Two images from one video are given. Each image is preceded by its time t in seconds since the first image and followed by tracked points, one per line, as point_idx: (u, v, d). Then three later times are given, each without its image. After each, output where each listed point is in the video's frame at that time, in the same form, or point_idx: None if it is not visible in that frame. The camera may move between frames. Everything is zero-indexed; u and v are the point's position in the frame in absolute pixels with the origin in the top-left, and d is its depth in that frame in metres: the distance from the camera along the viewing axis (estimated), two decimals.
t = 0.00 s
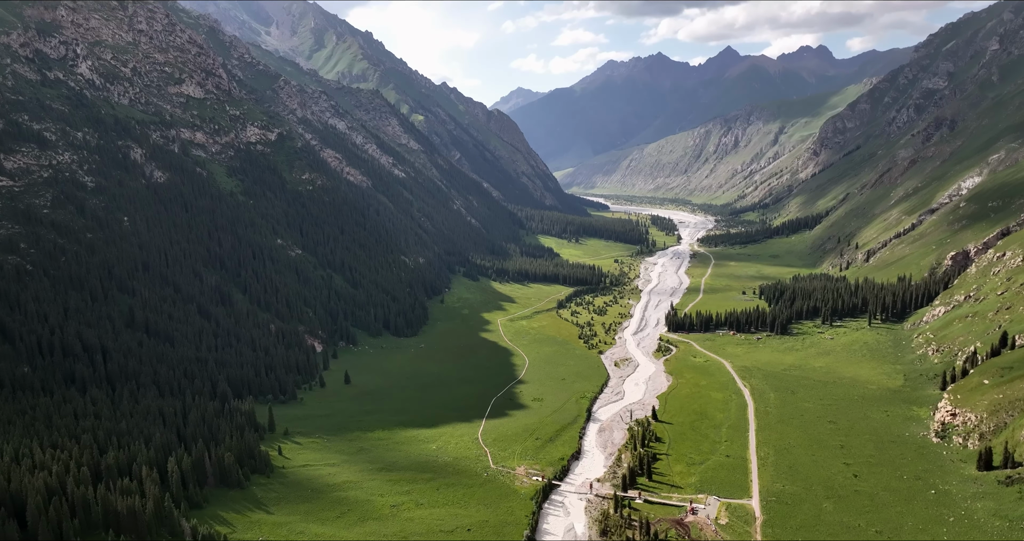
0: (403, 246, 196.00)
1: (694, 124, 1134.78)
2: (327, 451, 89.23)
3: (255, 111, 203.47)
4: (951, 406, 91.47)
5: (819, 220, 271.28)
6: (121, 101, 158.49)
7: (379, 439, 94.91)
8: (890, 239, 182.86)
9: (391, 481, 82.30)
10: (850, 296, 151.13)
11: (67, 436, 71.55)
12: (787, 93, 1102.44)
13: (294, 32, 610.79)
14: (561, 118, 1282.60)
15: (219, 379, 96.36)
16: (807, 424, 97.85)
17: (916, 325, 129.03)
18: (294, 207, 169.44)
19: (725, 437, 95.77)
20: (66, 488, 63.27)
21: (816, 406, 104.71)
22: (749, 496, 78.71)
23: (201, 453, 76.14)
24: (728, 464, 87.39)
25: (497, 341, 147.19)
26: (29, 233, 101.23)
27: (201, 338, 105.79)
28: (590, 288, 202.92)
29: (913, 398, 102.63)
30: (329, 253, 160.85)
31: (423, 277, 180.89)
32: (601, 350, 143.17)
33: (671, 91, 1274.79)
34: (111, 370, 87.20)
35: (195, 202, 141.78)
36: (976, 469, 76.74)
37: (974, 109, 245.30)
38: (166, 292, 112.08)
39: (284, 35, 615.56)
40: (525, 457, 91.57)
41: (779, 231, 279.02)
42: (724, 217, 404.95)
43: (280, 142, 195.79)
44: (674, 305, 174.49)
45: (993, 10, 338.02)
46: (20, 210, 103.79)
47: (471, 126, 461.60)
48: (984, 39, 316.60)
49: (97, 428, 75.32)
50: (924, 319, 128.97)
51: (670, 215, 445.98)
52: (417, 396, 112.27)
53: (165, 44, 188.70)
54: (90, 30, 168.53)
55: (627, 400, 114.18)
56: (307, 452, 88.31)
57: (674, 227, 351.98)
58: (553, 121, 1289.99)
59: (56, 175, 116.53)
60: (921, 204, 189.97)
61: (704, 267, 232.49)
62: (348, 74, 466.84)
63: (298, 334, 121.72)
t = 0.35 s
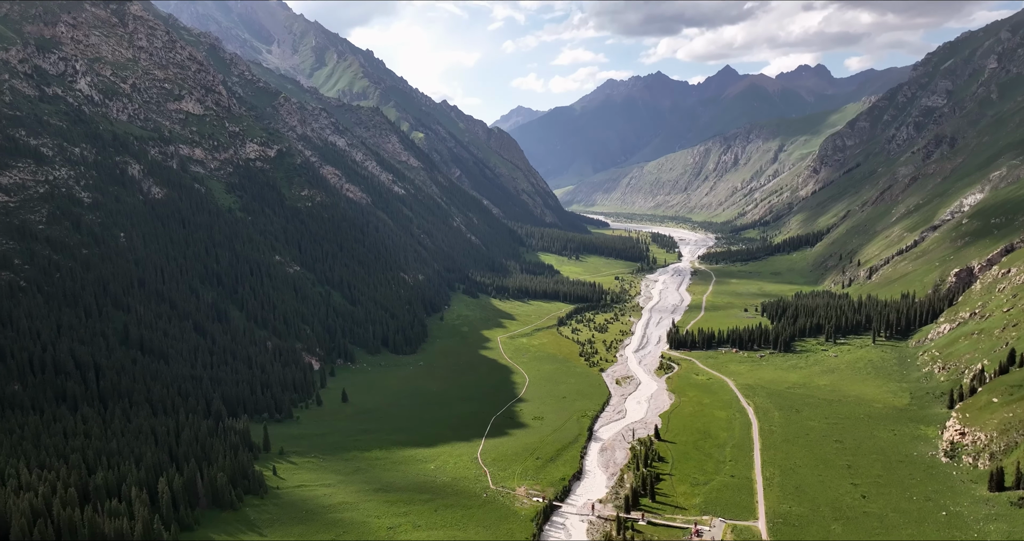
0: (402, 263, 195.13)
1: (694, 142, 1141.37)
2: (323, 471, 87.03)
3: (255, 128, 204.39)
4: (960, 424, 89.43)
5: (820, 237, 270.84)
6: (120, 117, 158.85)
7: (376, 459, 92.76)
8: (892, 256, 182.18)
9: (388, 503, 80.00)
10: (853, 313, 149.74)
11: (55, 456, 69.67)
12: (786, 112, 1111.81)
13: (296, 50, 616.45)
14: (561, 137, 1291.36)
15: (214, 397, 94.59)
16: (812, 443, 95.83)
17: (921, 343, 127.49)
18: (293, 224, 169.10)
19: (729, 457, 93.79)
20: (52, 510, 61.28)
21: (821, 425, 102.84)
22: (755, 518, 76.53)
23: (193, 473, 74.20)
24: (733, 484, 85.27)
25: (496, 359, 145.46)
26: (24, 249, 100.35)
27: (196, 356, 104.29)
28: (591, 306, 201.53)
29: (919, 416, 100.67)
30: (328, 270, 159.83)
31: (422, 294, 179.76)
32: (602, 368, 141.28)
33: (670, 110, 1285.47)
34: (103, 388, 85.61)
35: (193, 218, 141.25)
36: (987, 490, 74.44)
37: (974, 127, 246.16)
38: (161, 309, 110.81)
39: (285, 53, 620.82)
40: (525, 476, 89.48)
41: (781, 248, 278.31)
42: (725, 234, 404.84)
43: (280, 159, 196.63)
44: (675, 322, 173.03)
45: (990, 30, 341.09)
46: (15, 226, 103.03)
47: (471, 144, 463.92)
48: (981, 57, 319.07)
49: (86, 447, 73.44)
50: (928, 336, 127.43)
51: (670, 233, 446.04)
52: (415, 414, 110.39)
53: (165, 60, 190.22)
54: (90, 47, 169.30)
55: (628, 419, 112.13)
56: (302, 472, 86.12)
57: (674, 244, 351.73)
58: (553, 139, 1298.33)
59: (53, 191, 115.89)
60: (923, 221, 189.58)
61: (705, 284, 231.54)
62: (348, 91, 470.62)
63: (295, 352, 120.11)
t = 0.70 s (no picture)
0: (401, 282, 194.17)
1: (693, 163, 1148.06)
2: (318, 493, 84.35)
3: (254, 146, 205.28)
4: (970, 445, 87.19)
5: (822, 256, 270.08)
6: (118, 135, 159.22)
7: (373, 481, 90.34)
8: (895, 274, 181.44)
9: (385, 526, 77.04)
10: (857, 332, 148.30)
11: (42, 478, 67.81)
12: (785, 133, 1120.63)
13: (297, 71, 623.24)
14: (561, 157, 1299.44)
15: (207, 417, 92.72)
16: (819, 465, 93.62)
17: (927, 362, 125.70)
18: (291, 242, 168.67)
19: (733, 478, 91.60)
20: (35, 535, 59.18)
21: (827, 446, 100.71)
22: None
23: (184, 495, 72.12)
24: (738, 507, 82.96)
25: (496, 378, 143.64)
26: (18, 266, 99.49)
27: (191, 375, 102.72)
28: (591, 325, 199.81)
29: (927, 437, 98.51)
30: (326, 288, 158.84)
31: (421, 312, 178.53)
32: (603, 388, 139.33)
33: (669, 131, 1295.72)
34: (95, 407, 83.94)
35: (190, 235, 140.76)
36: (999, 513, 72.02)
37: (974, 146, 247.08)
38: (156, 327, 109.57)
39: (286, 73, 627.07)
40: (525, 499, 87.19)
41: (782, 267, 277.67)
42: (725, 254, 404.56)
43: (279, 177, 197.26)
44: (677, 342, 171.41)
45: (987, 51, 344.47)
46: (9, 243, 102.28)
47: (471, 163, 466.10)
48: (979, 78, 321.69)
49: (74, 468, 71.58)
50: (934, 356, 125.64)
51: (671, 252, 445.67)
52: (414, 435, 108.34)
53: (165, 79, 191.54)
54: (90, 65, 170.13)
55: (631, 440, 110.01)
56: (297, 493, 83.43)
57: (675, 263, 351.13)
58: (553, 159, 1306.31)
59: (49, 208, 115.47)
60: (925, 239, 189.21)
61: (706, 303, 230.41)
62: (348, 111, 474.36)
63: (292, 371, 118.47)
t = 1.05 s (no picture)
0: (400, 300, 193.00)
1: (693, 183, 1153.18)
2: (314, 515, 81.42)
3: (254, 164, 206.16)
4: (979, 467, 85.06)
5: (823, 275, 269.32)
6: (116, 152, 159.50)
7: (370, 502, 87.81)
8: (898, 293, 180.45)
9: None
10: (861, 351, 146.64)
11: (28, 500, 65.96)
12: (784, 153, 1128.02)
13: (298, 91, 628.62)
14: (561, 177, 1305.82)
15: (201, 436, 90.88)
16: (825, 487, 91.40)
17: (932, 382, 123.86)
18: (290, 259, 168.07)
19: (738, 500, 89.44)
20: None
21: (834, 467, 98.56)
22: None
23: (174, 517, 70.00)
24: (744, 530, 80.68)
25: (496, 398, 141.69)
26: (12, 283, 98.71)
27: (186, 394, 101.17)
28: (592, 343, 198.10)
29: (935, 458, 96.38)
30: (324, 306, 157.64)
31: (420, 331, 177.03)
32: (605, 407, 137.32)
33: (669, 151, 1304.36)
34: (85, 426, 82.27)
35: (187, 253, 140.17)
36: (1012, 536, 69.74)
37: (974, 165, 247.90)
38: (151, 345, 108.23)
39: (286, 93, 632.88)
40: (525, 521, 84.85)
41: (783, 286, 276.59)
42: (726, 272, 403.88)
43: (278, 195, 197.57)
44: (678, 361, 169.60)
45: (985, 71, 347.40)
46: (4, 259, 101.58)
47: (471, 181, 467.99)
48: (978, 97, 323.94)
49: (61, 489, 69.73)
50: (939, 375, 123.81)
51: (671, 271, 444.95)
52: (412, 455, 106.27)
53: (165, 96, 193.00)
54: (89, 82, 170.98)
55: (633, 461, 107.86)
56: (292, 515, 80.60)
57: (676, 282, 350.00)
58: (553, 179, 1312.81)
59: (44, 224, 114.98)
60: (928, 257, 188.58)
61: (707, 322, 228.88)
62: (348, 129, 477.29)
63: (289, 390, 116.77)
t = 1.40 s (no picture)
0: (399, 318, 191.79)
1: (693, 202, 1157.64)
2: (309, 537, 78.15)
3: (253, 182, 206.81)
4: (990, 488, 82.76)
5: (825, 293, 268.24)
6: (115, 169, 159.63)
7: (367, 524, 84.74)
8: (900, 311, 179.39)
9: None
10: (865, 370, 144.89)
11: (14, 523, 64.14)
12: (783, 173, 1134.38)
13: (299, 111, 634.03)
14: (561, 196, 1311.31)
15: (194, 456, 88.93)
16: (833, 508, 88.92)
17: (939, 401, 121.85)
18: (288, 277, 167.43)
19: (743, 522, 87.11)
20: None
21: (840, 488, 96.33)
22: None
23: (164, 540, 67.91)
24: None
25: (496, 418, 139.79)
26: (5, 300, 97.87)
27: (180, 413, 99.48)
28: (593, 362, 196.13)
29: (943, 479, 94.14)
30: (322, 324, 156.42)
31: (419, 350, 175.46)
32: (606, 427, 135.24)
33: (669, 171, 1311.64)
34: (75, 447, 80.54)
35: (184, 270, 139.54)
36: None
37: (975, 184, 248.47)
38: (146, 364, 106.87)
39: (287, 112, 639.02)
40: None
41: (785, 304, 275.37)
42: (727, 291, 402.77)
43: (277, 213, 197.93)
44: (680, 380, 167.64)
45: (983, 91, 350.20)
46: None
47: (471, 200, 469.31)
48: (977, 116, 326.15)
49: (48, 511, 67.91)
50: (945, 394, 121.87)
51: (672, 290, 443.77)
52: (410, 477, 103.98)
53: (164, 113, 194.31)
54: (89, 99, 171.87)
55: (635, 481, 105.68)
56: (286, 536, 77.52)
57: (676, 301, 348.64)
58: (553, 198, 1318.67)
59: (40, 241, 114.48)
60: (931, 275, 187.84)
61: (709, 341, 227.19)
62: (348, 148, 480.40)
63: (285, 409, 114.98)
